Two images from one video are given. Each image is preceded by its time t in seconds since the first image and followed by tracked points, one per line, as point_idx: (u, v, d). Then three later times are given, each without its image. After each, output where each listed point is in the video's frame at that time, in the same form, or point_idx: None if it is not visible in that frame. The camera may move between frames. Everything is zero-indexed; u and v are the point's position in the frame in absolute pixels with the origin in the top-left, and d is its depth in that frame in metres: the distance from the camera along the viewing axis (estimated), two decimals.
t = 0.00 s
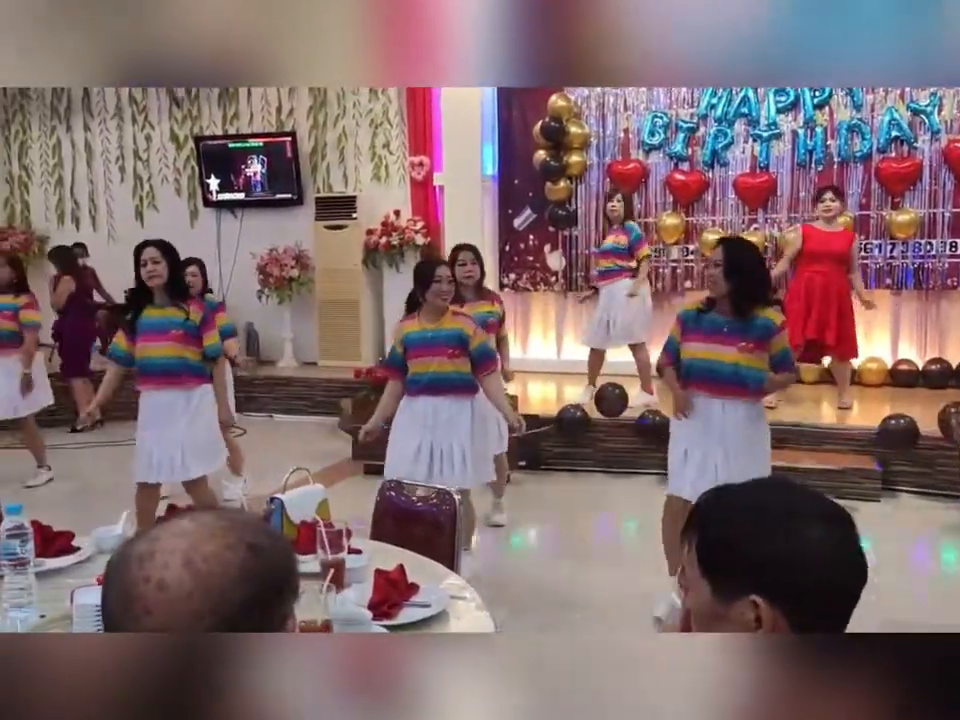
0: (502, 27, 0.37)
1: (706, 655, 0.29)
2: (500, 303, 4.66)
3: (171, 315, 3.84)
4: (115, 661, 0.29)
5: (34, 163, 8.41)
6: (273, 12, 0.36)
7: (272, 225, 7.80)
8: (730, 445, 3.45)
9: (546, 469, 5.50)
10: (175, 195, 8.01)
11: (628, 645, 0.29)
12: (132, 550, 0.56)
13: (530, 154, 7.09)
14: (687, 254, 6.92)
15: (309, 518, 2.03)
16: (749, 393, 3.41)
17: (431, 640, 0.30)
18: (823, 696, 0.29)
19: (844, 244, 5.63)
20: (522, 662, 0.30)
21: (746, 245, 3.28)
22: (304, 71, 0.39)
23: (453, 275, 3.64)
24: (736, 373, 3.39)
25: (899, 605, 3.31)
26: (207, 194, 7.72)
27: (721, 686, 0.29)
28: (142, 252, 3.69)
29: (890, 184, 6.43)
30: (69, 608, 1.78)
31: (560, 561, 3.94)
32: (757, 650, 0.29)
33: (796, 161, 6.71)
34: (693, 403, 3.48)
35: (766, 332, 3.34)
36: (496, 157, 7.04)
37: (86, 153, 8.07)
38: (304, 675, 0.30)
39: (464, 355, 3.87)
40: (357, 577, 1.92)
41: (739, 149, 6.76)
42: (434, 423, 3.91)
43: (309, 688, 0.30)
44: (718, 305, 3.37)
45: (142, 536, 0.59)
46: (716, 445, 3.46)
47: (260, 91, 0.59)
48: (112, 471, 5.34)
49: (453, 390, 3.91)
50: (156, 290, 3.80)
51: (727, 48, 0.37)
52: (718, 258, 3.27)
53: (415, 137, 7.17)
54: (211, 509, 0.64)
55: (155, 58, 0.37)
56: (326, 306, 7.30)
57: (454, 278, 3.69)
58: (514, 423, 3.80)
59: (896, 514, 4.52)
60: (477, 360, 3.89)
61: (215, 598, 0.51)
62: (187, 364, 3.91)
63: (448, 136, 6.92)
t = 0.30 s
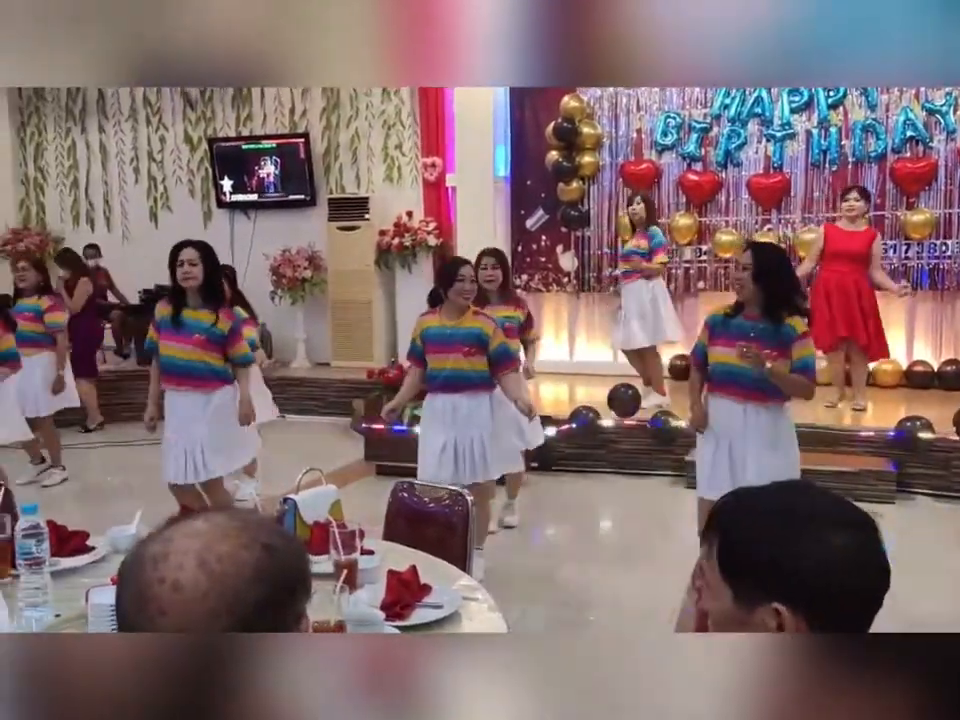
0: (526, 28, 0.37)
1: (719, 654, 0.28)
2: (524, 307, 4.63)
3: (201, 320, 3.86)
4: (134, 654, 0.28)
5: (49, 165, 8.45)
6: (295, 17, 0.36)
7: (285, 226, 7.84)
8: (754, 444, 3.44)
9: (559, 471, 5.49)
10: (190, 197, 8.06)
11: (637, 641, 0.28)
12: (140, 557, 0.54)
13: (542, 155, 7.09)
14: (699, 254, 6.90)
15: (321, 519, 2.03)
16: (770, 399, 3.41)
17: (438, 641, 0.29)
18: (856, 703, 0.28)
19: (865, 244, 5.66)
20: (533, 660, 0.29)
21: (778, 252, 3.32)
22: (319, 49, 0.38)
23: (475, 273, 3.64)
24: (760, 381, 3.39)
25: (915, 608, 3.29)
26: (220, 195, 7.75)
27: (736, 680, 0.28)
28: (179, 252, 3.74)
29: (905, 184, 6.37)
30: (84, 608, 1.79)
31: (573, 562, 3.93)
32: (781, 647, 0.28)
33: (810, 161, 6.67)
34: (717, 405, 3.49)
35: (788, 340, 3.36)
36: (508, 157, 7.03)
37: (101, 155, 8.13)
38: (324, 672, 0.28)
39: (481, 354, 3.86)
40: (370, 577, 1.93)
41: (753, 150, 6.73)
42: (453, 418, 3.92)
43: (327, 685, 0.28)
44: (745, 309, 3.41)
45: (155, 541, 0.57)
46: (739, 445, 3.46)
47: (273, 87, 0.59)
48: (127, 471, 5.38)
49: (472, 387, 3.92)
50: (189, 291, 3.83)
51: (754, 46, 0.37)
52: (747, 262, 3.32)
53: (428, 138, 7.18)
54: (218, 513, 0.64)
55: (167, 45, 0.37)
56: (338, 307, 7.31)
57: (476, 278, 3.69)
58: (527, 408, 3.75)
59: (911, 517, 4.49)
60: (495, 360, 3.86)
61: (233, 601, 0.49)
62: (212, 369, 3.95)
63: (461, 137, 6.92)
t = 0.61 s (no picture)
0: (558, 27, 0.36)
1: (748, 654, 0.28)
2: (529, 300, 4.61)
3: (209, 309, 3.90)
4: (158, 651, 0.28)
5: (67, 167, 8.50)
6: (328, 23, 0.35)
7: (300, 228, 7.86)
8: (756, 427, 3.45)
9: (573, 472, 5.48)
10: (205, 199, 8.10)
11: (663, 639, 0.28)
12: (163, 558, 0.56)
13: (557, 157, 7.07)
14: (714, 255, 6.86)
15: (336, 520, 2.04)
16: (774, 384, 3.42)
17: (461, 640, 0.29)
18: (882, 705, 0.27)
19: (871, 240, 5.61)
20: (551, 669, 0.28)
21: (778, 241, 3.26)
22: (353, 52, 0.38)
23: (462, 264, 3.68)
24: (763, 363, 3.41)
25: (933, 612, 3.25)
26: (235, 197, 7.79)
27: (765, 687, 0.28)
28: (200, 244, 3.81)
29: (922, 184, 6.33)
30: (101, 608, 1.80)
31: (587, 564, 3.91)
32: (804, 647, 0.28)
33: (826, 161, 6.61)
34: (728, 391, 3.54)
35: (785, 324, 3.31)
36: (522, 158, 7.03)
37: (118, 157, 8.18)
38: (341, 675, 0.28)
39: (486, 343, 3.87)
40: (384, 579, 1.93)
41: (769, 150, 6.68)
42: (464, 408, 3.91)
43: (348, 687, 0.28)
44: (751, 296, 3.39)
45: (179, 542, 0.58)
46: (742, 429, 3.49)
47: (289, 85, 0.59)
48: (143, 471, 5.41)
49: (478, 375, 3.90)
50: (205, 284, 3.87)
51: (784, 45, 0.37)
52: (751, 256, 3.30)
53: (441, 139, 7.19)
54: (237, 514, 0.64)
55: (195, 42, 0.37)
56: (353, 308, 7.32)
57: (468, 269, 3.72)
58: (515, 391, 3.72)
59: (929, 520, 4.45)
60: (500, 349, 3.85)
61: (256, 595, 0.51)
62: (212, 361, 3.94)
63: (474, 138, 6.93)
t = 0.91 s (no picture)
0: (574, 27, 0.36)
1: (767, 657, 0.28)
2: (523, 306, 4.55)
3: (212, 317, 3.92)
4: (183, 652, 0.28)
5: (85, 170, 8.57)
6: (343, 24, 0.36)
7: (315, 230, 7.88)
8: (759, 431, 3.44)
9: (587, 474, 5.47)
10: (221, 202, 8.14)
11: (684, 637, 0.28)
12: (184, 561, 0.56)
13: (572, 159, 7.05)
14: (730, 257, 6.82)
15: (351, 521, 2.04)
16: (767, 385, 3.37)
17: (481, 641, 0.28)
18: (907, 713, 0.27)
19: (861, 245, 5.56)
20: (571, 670, 0.28)
21: (773, 250, 3.30)
22: (369, 53, 0.39)
23: (467, 274, 3.67)
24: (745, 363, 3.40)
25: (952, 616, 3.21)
26: (251, 199, 7.82)
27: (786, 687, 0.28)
28: (210, 252, 3.85)
29: (941, 185, 6.27)
30: (119, 608, 1.81)
31: (602, 566, 3.89)
32: (825, 646, 0.27)
33: (844, 162, 6.57)
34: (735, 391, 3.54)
35: (774, 330, 3.30)
36: (536, 159, 7.01)
37: (135, 160, 8.25)
38: (359, 679, 0.28)
39: (487, 355, 3.85)
40: (400, 581, 1.93)
41: (785, 151, 6.63)
42: (461, 416, 3.94)
43: (367, 690, 0.28)
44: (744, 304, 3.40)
45: (199, 545, 0.59)
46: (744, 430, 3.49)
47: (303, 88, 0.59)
48: (160, 472, 5.44)
49: (478, 387, 3.90)
50: (212, 293, 3.91)
51: (800, 46, 0.37)
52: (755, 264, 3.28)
53: (456, 140, 7.19)
54: (254, 516, 0.65)
55: (210, 46, 0.37)
56: (368, 310, 7.33)
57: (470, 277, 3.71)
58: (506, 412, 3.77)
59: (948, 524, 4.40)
60: (500, 361, 3.84)
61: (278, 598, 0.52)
62: (210, 367, 3.96)
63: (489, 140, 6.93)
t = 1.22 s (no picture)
0: (592, 16, 0.36)
1: (802, 658, 0.26)
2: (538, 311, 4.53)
3: (233, 324, 3.94)
4: (209, 651, 0.27)
5: (107, 175, 8.65)
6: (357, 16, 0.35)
7: (333, 234, 7.92)
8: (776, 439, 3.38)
9: (605, 478, 5.45)
10: (240, 206, 8.20)
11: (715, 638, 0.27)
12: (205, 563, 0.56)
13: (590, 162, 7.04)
14: (749, 260, 6.79)
15: (369, 526, 2.04)
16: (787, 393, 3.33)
17: (503, 643, 0.28)
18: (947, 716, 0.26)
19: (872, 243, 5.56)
20: (599, 674, 0.27)
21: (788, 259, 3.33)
22: (389, 48, 0.39)
23: (481, 278, 3.68)
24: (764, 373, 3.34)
25: None
26: (269, 203, 7.86)
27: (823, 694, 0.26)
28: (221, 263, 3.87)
29: None
30: (138, 611, 1.81)
31: (620, 570, 3.87)
32: (856, 648, 0.26)
33: (864, 165, 6.53)
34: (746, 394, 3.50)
35: (795, 338, 3.30)
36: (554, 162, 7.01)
37: (156, 164, 8.32)
38: (380, 680, 0.27)
39: (505, 358, 3.85)
40: (416, 586, 1.93)
41: (805, 153, 6.60)
42: (476, 417, 3.94)
43: (391, 693, 0.27)
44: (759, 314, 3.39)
45: (222, 547, 0.58)
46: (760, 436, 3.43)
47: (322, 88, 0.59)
48: (179, 475, 5.48)
49: (494, 388, 3.89)
50: (229, 301, 3.93)
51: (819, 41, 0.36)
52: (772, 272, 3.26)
53: (474, 143, 7.21)
54: (273, 520, 0.64)
55: (228, 36, 0.37)
56: (385, 313, 7.34)
57: (485, 284, 3.72)
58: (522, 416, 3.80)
59: None
60: (518, 363, 3.85)
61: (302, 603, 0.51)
62: (239, 372, 4.00)
63: (505, 144, 6.95)
